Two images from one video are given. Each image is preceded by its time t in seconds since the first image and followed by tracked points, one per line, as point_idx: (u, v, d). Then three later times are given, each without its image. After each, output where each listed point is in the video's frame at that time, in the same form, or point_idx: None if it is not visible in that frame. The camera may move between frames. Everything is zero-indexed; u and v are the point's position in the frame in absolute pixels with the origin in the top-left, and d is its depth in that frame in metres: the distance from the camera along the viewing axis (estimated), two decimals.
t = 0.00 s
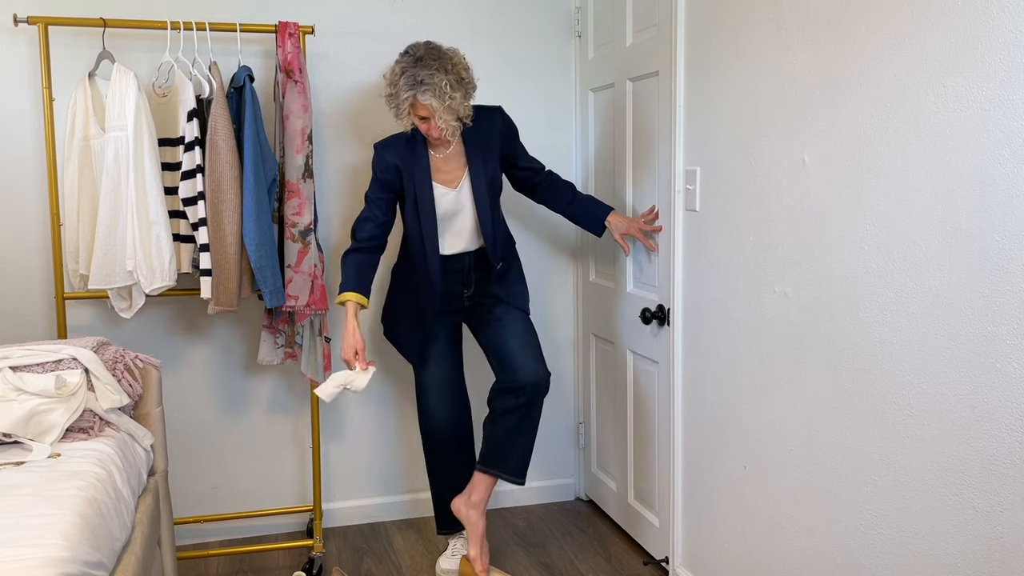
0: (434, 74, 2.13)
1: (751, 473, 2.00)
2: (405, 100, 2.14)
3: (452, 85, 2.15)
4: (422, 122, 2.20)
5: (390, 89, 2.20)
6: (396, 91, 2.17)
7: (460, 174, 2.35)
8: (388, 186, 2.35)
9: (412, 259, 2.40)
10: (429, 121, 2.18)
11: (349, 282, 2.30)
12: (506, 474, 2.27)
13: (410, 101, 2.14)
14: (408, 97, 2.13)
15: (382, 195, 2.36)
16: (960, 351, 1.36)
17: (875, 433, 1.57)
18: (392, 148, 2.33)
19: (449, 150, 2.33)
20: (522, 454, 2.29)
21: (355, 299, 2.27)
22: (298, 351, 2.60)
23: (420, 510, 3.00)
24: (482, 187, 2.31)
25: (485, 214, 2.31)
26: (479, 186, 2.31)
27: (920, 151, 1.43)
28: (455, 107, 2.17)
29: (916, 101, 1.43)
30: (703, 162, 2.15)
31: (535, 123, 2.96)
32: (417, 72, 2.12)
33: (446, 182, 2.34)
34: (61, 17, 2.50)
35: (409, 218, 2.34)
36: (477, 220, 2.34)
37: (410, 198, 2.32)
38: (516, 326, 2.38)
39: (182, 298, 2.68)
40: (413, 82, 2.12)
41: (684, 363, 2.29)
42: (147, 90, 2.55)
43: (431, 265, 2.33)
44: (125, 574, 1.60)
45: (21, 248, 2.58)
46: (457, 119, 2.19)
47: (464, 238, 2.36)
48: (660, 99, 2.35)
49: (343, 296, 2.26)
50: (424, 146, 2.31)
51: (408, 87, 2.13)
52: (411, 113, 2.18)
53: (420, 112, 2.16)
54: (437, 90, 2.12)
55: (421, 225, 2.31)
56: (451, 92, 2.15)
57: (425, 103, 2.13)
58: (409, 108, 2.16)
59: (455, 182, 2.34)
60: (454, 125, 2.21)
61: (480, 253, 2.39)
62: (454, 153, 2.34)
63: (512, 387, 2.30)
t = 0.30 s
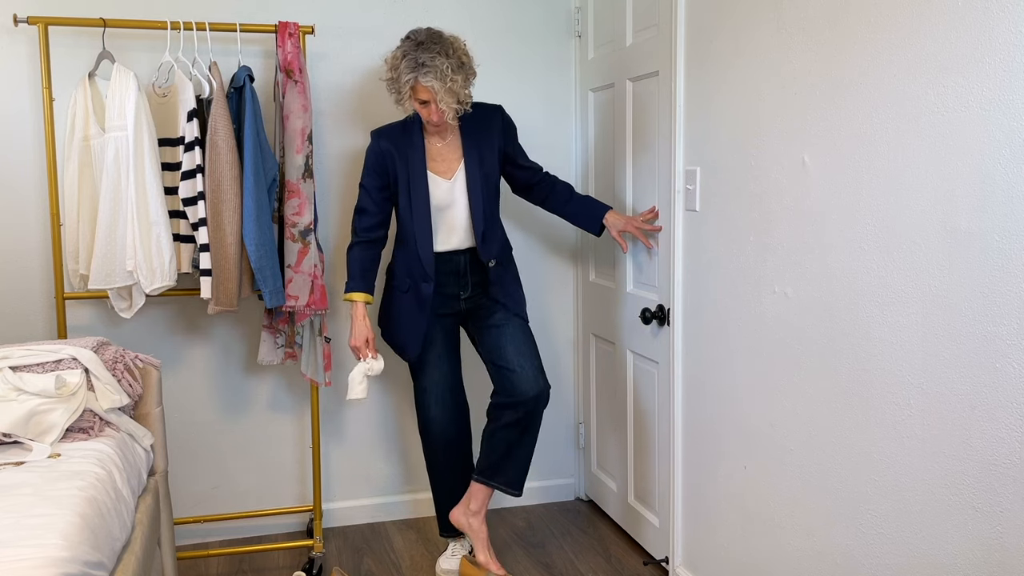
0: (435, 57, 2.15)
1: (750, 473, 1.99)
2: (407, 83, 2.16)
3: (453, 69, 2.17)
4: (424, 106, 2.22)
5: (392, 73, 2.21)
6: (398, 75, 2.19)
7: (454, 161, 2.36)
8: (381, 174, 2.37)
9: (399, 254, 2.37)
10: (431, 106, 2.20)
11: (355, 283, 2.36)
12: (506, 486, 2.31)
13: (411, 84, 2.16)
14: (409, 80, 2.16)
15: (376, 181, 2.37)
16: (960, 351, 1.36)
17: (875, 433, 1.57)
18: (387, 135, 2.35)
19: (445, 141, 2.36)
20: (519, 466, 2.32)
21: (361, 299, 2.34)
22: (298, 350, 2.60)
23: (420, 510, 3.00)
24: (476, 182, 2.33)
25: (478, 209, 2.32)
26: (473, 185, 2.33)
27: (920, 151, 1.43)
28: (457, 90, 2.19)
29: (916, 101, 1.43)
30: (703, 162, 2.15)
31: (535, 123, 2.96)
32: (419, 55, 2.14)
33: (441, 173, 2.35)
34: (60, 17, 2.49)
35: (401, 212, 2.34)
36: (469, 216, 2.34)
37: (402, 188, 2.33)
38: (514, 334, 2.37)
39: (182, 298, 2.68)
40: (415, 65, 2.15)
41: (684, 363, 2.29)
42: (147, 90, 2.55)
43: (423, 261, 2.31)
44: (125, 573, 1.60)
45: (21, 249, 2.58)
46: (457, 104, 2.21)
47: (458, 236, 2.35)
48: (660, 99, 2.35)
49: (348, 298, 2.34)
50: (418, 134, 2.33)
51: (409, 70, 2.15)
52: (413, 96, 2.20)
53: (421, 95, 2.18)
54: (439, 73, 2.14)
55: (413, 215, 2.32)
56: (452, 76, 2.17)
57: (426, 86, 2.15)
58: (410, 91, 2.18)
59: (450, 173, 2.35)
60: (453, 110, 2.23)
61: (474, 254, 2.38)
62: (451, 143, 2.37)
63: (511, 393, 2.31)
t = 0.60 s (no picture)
0: (431, 50, 2.17)
1: (750, 473, 2.00)
2: (404, 75, 2.17)
3: (448, 60, 2.19)
4: (421, 99, 2.22)
5: (388, 68, 2.23)
6: (394, 69, 2.21)
7: (451, 156, 2.37)
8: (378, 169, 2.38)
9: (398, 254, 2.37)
10: (428, 97, 2.20)
11: (355, 283, 2.38)
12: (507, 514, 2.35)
13: (407, 76, 2.17)
14: (405, 72, 2.17)
15: (372, 177, 2.38)
16: (960, 351, 1.36)
17: (875, 433, 1.57)
18: (383, 131, 2.37)
19: (442, 136, 2.37)
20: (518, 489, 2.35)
21: (361, 298, 2.36)
22: (298, 350, 2.60)
23: (421, 510, 3.00)
24: (473, 179, 2.33)
25: (475, 206, 2.32)
26: (469, 182, 2.33)
27: (920, 151, 1.43)
28: (453, 81, 2.20)
29: (916, 102, 1.43)
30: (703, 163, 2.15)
31: (535, 123, 2.96)
32: (414, 47, 2.16)
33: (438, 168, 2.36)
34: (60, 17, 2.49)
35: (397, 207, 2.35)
36: (466, 212, 2.34)
37: (398, 184, 2.34)
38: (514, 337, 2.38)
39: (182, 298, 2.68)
40: (410, 57, 2.16)
41: (684, 363, 2.29)
42: (147, 89, 2.55)
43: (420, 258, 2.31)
44: (125, 574, 1.60)
45: (21, 249, 2.58)
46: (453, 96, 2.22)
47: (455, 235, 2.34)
48: (660, 99, 2.35)
49: (348, 295, 2.35)
50: (414, 129, 2.35)
51: (405, 62, 2.16)
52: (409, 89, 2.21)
53: (417, 88, 2.19)
54: (434, 64, 2.16)
55: (410, 210, 2.32)
56: (448, 66, 2.18)
57: (422, 77, 2.17)
58: (406, 84, 2.19)
59: (447, 168, 2.35)
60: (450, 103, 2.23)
61: (473, 255, 2.37)
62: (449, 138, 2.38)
63: (511, 398, 2.33)
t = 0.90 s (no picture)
0: (428, 45, 2.17)
1: (750, 472, 2.00)
2: (401, 71, 2.18)
3: (446, 56, 2.19)
4: (418, 95, 2.22)
5: (386, 64, 2.24)
6: (392, 65, 2.21)
7: (449, 154, 2.37)
8: (376, 167, 2.39)
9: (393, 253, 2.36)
10: (425, 92, 2.20)
11: (355, 280, 2.37)
12: (515, 526, 2.35)
13: (405, 72, 2.17)
14: (402, 67, 2.17)
15: (370, 175, 2.39)
16: (960, 352, 1.36)
17: (874, 433, 1.57)
18: (381, 129, 2.38)
19: (439, 133, 2.38)
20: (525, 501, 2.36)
21: (361, 294, 2.35)
22: (298, 350, 2.59)
23: (421, 511, 3.00)
24: (470, 177, 2.34)
25: (472, 205, 2.33)
26: (467, 180, 2.33)
27: (920, 151, 1.43)
28: (450, 77, 2.20)
29: (916, 102, 1.43)
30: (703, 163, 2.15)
31: (535, 124, 2.96)
32: (412, 43, 2.16)
33: (435, 165, 2.37)
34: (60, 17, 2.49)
35: (394, 205, 2.36)
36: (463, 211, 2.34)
37: (395, 181, 2.35)
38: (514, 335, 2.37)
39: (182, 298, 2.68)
40: (407, 52, 2.16)
41: (684, 363, 2.29)
42: (147, 89, 2.54)
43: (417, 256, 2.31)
44: (125, 574, 1.60)
45: (21, 249, 2.58)
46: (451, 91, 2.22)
47: (451, 233, 2.33)
48: (660, 99, 2.35)
49: (349, 292, 2.35)
50: (413, 126, 2.36)
51: (403, 58, 2.17)
52: (407, 84, 2.21)
53: (415, 84, 2.19)
54: (431, 58, 2.16)
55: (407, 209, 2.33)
56: (446, 61, 2.18)
57: (419, 72, 2.17)
58: (405, 79, 2.19)
59: (444, 164, 2.36)
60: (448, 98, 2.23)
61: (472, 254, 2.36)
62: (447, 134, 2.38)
63: (512, 397, 2.33)
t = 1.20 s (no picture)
0: (426, 45, 2.17)
1: (750, 472, 2.00)
2: (399, 70, 2.17)
3: (444, 55, 2.19)
4: (416, 94, 2.22)
5: (383, 63, 2.23)
6: (389, 64, 2.20)
7: (445, 152, 2.38)
8: (373, 167, 2.39)
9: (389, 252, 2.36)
10: (423, 91, 2.20)
11: (350, 281, 2.37)
12: (556, 525, 2.37)
13: (403, 71, 2.17)
14: (400, 67, 2.17)
15: (366, 176, 2.40)
16: (961, 352, 1.36)
17: (874, 433, 1.57)
18: (378, 130, 2.38)
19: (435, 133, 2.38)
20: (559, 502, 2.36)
21: (355, 295, 2.34)
22: (298, 350, 2.59)
23: (421, 511, 3.00)
24: (467, 176, 2.34)
25: (469, 204, 2.33)
26: (464, 177, 2.34)
27: (920, 151, 1.43)
28: (448, 76, 2.20)
29: (916, 102, 1.43)
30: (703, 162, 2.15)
31: (535, 124, 2.96)
32: (410, 43, 2.16)
33: (431, 164, 2.37)
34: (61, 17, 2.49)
35: (390, 206, 2.36)
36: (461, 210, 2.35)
37: (391, 180, 2.35)
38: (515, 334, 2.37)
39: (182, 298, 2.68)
40: (406, 52, 2.16)
41: (684, 363, 2.29)
42: (147, 89, 2.54)
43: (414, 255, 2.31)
44: (125, 574, 1.60)
45: (21, 248, 2.58)
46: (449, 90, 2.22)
47: (449, 232, 2.34)
48: (660, 99, 2.35)
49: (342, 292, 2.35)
50: (408, 126, 2.36)
51: (401, 57, 2.16)
52: (405, 84, 2.21)
53: (413, 83, 2.19)
54: (430, 58, 2.16)
55: (403, 208, 2.32)
56: (443, 61, 2.18)
57: (418, 72, 2.17)
58: (403, 79, 2.19)
59: (440, 163, 2.37)
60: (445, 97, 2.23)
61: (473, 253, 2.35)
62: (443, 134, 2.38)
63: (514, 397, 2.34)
